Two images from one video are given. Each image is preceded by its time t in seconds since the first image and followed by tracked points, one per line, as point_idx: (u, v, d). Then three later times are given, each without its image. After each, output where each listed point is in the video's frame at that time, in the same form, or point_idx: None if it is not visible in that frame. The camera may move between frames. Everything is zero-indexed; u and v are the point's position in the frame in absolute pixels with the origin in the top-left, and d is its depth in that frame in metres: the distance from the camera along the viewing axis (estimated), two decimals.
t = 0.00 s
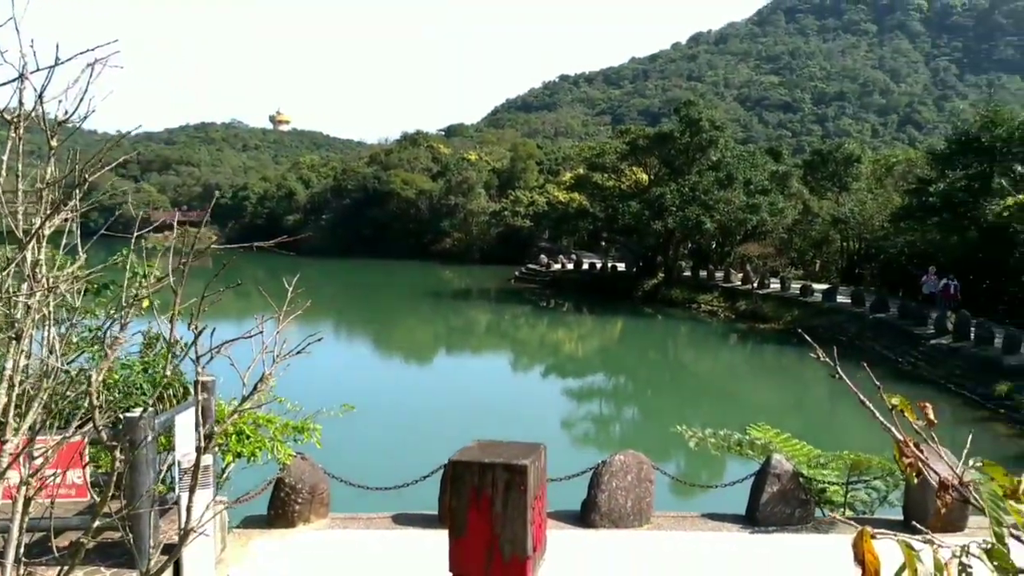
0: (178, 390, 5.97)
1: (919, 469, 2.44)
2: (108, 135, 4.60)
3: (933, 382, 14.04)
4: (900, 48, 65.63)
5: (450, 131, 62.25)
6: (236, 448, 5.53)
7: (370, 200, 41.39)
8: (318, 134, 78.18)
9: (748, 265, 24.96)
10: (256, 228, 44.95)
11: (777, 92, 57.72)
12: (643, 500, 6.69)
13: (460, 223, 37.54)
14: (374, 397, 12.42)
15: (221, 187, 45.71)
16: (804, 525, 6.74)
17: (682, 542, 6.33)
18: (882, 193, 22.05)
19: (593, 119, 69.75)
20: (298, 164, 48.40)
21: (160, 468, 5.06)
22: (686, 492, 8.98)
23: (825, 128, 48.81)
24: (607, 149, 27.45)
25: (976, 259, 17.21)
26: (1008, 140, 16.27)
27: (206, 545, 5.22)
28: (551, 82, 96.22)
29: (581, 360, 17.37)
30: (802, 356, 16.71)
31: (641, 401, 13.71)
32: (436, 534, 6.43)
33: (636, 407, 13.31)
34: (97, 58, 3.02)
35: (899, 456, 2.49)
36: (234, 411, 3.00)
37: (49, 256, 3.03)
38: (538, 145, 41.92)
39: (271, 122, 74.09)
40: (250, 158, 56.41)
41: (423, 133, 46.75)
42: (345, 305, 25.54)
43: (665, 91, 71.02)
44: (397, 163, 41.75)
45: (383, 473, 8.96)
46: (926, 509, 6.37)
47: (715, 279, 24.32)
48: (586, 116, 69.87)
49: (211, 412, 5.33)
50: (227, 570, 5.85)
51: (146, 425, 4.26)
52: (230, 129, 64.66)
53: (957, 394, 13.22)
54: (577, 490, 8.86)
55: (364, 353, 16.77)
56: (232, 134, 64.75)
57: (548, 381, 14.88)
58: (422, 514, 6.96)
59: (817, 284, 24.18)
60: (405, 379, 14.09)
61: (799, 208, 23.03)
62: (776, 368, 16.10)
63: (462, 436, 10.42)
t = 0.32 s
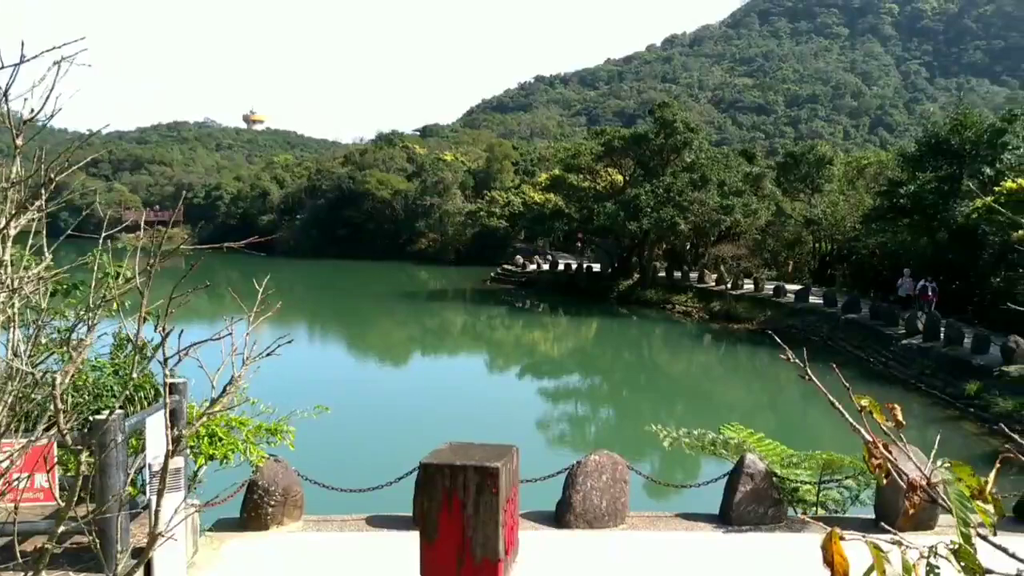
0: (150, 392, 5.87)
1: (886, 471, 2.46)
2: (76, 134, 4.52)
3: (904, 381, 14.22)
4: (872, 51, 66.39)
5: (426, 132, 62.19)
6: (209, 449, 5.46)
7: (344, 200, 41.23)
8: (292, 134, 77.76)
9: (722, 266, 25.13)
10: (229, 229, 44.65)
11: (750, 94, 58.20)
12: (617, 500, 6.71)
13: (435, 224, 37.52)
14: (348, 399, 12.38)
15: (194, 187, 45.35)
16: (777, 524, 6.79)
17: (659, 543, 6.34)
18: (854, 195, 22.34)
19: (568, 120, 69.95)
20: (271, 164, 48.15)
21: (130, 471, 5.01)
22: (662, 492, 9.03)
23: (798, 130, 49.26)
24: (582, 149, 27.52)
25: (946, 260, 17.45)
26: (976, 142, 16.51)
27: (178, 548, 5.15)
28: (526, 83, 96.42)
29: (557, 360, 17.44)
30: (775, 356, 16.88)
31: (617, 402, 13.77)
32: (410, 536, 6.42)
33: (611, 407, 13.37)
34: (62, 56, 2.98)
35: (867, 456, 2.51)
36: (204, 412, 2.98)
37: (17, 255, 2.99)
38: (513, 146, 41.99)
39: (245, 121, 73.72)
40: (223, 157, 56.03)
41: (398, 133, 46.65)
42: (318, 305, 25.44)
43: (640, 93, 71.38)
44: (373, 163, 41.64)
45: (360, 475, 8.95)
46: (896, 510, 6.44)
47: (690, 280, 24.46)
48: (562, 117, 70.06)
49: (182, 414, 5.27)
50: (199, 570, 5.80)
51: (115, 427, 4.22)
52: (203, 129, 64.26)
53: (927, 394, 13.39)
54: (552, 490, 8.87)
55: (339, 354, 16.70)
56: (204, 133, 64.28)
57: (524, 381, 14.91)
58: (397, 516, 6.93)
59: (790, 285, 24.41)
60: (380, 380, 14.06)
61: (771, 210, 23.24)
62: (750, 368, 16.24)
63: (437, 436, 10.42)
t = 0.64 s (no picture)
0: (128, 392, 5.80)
1: (864, 468, 2.47)
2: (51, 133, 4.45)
3: (882, 379, 14.33)
4: (849, 52, 66.94)
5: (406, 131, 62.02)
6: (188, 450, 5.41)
7: (324, 200, 41.04)
8: (271, 134, 77.30)
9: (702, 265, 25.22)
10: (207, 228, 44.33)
11: (730, 94, 58.45)
12: (599, 498, 6.73)
13: (416, 223, 37.44)
14: (329, 399, 12.33)
15: (172, 187, 45.00)
16: (757, 522, 6.83)
17: (641, 541, 6.37)
18: (832, 194, 22.52)
19: (549, 119, 69.99)
20: (251, 163, 47.89)
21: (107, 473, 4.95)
22: (643, 490, 9.06)
23: (777, 130, 49.53)
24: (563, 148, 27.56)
25: (923, 258, 17.60)
26: (952, 142, 16.68)
27: (156, 549, 5.11)
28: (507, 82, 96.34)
29: (539, 360, 17.42)
30: (755, 355, 16.98)
31: (598, 401, 13.78)
32: (392, 536, 6.40)
33: (592, 406, 13.40)
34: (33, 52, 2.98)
35: (845, 453, 2.54)
36: (180, 413, 3.00)
37: None
38: (494, 145, 41.97)
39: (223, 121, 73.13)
40: (202, 157, 55.64)
41: (378, 133, 46.51)
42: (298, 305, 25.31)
43: (620, 93, 71.50)
44: (353, 162, 41.48)
45: (341, 475, 8.91)
46: (875, 507, 6.48)
47: (670, 279, 24.53)
48: (542, 116, 70.05)
49: (159, 415, 5.21)
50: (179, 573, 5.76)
51: (92, 429, 4.19)
52: (181, 128, 63.74)
53: (905, 391, 13.51)
54: (533, 490, 8.88)
55: (319, 355, 16.61)
56: (183, 132, 63.80)
57: (505, 381, 14.92)
58: (379, 517, 6.91)
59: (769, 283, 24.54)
60: (361, 380, 14.01)
61: (750, 209, 23.37)
62: (730, 366, 16.33)
63: (418, 436, 10.40)
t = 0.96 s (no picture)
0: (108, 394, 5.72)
1: (843, 470, 2.49)
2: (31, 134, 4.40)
3: (862, 378, 14.44)
4: (831, 54, 67.38)
5: (389, 132, 61.87)
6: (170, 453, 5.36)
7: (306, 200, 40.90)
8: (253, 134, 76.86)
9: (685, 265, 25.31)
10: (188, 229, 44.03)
11: (712, 95, 58.70)
12: (582, 499, 6.74)
13: (399, 224, 37.37)
14: (311, 400, 12.28)
15: (153, 187, 44.69)
16: (738, 522, 6.85)
17: (623, 540, 6.39)
18: (813, 195, 22.68)
19: (532, 120, 69.99)
20: (233, 163, 47.64)
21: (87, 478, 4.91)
22: (626, 491, 9.08)
23: (759, 131, 49.77)
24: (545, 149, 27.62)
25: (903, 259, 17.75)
26: (932, 143, 16.86)
27: (135, 554, 5.06)
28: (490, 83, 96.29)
29: (522, 360, 17.42)
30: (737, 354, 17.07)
31: (582, 401, 13.80)
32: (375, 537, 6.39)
33: (576, 406, 13.42)
34: (13, 54, 3.01)
35: (824, 455, 2.55)
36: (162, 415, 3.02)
37: None
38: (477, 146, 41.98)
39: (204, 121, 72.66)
40: (183, 157, 55.26)
41: (361, 133, 46.38)
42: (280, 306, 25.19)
43: (603, 94, 71.62)
44: (335, 163, 41.35)
45: (324, 476, 8.88)
46: (855, 508, 6.53)
47: (653, 279, 24.61)
48: (525, 117, 70.04)
49: (139, 418, 5.16)
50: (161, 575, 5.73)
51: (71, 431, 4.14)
52: (161, 129, 63.28)
53: (885, 390, 13.61)
54: (517, 491, 8.88)
55: (301, 356, 16.53)
56: (164, 132, 63.35)
57: (489, 381, 14.91)
58: (362, 518, 6.89)
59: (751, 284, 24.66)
60: (344, 381, 13.95)
61: (732, 209, 23.49)
62: (713, 366, 16.39)
63: (401, 438, 10.38)
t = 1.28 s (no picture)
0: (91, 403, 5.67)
1: (823, 476, 2.49)
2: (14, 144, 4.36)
3: (847, 382, 14.52)
4: (815, 59, 67.88)
5: (375, 137, 61.84)
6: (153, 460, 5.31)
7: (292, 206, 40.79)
8: (238, 139, 76.61)
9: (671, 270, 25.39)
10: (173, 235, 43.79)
11: (697, 100, 58.96)
12: (568, 505, 6.74)
13: (386, 229, 37.33)
14: (297, 406, 12.22)
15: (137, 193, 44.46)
16: (724, 526, 6.86)
17: (608, 546, 6.39)
18: (797, 200, 22.82)
19: (518, 125, 70.10)
20: (218, 169, 47.45)
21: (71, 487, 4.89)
22: (613, 495, 9.09)
23: (743, 136, 50.06)
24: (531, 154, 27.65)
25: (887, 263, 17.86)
26: (915, 148, 17.01)
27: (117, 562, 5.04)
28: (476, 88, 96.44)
29: (509, 365, 17.41)
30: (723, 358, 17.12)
31: (569, 405, 13.81)
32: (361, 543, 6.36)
33: (562, 411, 13.43)
34: None
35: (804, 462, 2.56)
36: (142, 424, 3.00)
37: None
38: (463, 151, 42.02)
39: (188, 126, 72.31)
40: (167, 163, 55.02)
41: (346, 139, 46.32)
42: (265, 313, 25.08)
43: (588, 99, 71.83)
44: (321, 168, 41.28)
45: (310, 483, 8.85)
46: (839, 511, 6.58)
47: (639, 284, 24.67)
48: (511, 122, 70.18)
49: (123, 426, 5.14)
50: None
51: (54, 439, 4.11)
52: (145, 135, 62.92)
53: (870, 394, 13.69)
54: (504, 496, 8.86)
55: (286, 362, 16.48)
56: (148, 138, 63.04)
57: (475, 387, 14.89)
58: (348, 524, 6.86)
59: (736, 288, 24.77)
60: (330, 387, 13.89)
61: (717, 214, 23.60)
62: (698, 370, 16.44)
63: (387, 444, 10.34)
